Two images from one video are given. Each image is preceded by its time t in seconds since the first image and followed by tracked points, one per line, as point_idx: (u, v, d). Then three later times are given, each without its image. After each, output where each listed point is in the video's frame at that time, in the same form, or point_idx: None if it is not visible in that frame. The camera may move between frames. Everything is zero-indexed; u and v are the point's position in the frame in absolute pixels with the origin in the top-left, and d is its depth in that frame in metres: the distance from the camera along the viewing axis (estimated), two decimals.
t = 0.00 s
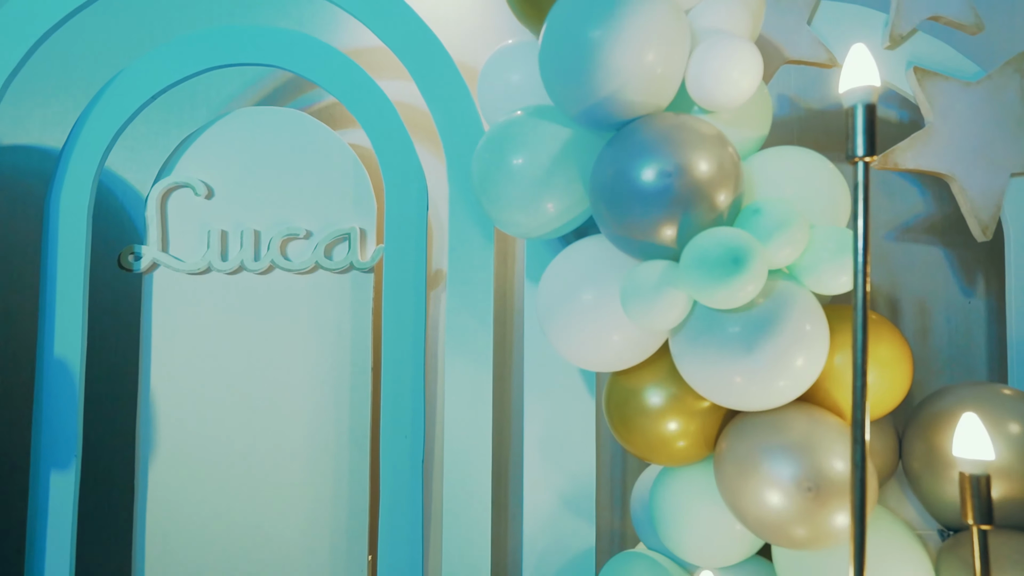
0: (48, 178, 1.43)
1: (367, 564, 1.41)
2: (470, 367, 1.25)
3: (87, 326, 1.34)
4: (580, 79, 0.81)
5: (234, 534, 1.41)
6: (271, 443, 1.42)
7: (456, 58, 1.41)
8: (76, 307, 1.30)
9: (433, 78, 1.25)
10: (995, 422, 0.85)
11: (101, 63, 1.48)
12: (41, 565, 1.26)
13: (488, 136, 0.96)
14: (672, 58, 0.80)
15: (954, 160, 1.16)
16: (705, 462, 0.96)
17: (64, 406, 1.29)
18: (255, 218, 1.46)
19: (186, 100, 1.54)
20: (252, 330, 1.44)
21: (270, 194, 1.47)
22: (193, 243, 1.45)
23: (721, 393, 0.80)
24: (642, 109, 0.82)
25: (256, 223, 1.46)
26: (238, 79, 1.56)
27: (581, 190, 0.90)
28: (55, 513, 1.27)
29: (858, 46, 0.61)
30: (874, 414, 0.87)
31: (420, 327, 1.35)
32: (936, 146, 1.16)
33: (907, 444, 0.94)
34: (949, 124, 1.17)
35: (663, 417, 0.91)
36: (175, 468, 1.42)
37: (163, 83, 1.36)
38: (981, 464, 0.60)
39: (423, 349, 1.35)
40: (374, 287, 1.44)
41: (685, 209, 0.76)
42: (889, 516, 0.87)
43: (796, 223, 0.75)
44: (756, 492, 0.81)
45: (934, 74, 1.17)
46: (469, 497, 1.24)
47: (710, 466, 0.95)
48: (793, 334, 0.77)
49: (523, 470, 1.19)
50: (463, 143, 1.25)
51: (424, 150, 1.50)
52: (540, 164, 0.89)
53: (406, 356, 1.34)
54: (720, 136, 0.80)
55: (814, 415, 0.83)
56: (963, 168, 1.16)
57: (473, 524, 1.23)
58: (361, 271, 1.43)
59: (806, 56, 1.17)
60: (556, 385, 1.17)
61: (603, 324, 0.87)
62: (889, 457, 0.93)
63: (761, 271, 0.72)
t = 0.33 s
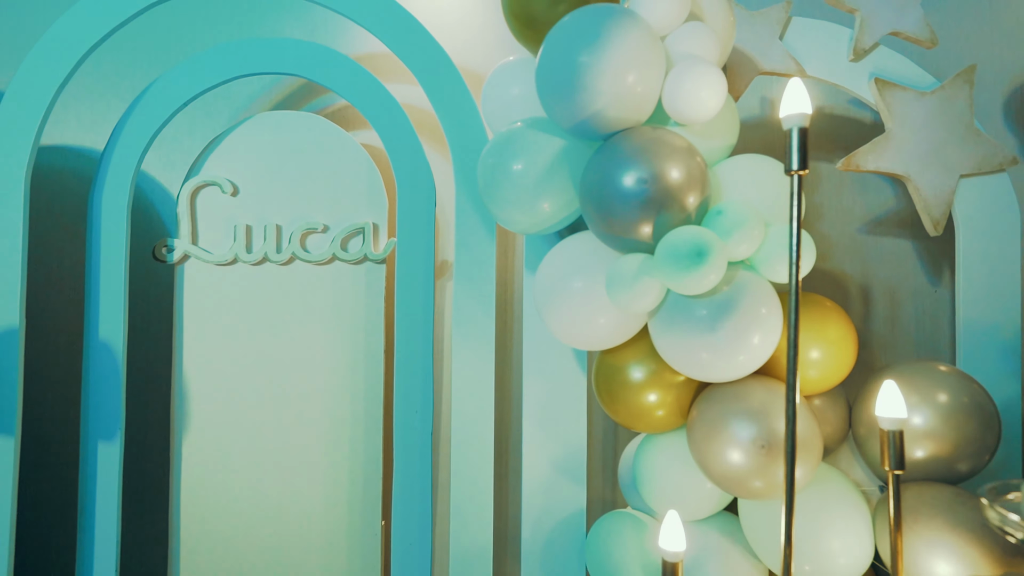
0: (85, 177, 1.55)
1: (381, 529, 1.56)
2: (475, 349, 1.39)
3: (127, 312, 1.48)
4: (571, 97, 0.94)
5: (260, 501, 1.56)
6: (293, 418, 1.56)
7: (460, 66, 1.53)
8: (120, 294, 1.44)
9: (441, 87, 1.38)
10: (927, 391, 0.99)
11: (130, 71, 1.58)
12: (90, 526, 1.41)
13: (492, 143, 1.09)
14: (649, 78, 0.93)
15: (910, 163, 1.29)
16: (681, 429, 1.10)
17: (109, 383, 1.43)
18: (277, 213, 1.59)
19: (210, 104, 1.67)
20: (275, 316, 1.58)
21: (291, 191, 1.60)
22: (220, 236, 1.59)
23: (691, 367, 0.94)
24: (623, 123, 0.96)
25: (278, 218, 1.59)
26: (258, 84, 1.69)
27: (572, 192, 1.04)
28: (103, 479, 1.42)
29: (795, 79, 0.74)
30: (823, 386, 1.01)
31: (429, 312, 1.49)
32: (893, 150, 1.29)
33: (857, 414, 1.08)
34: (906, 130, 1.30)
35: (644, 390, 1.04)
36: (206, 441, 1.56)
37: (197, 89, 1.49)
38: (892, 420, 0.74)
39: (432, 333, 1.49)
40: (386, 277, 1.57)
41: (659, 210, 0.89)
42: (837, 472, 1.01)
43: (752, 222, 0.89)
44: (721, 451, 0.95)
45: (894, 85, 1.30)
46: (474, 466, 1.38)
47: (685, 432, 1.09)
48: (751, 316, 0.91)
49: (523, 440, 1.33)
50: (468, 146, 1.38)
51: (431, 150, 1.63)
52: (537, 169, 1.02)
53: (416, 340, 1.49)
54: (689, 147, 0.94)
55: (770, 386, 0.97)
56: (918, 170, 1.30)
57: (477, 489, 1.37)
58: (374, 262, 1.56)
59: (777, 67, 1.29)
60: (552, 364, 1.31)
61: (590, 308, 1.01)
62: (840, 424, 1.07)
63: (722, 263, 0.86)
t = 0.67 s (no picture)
0: (126, 173, 1.69)
1: (399, 490, 1.73)
2: (484, 329, 1.56)
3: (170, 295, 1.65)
4: (568, 110, 1.09)
5: (290, 466, 1.72)
6: (319, 392, 1.73)
7: (468, 73, 1.69)
8: (164, 281, 1.61)
9: (452, 93, 1.53)
10: (874, 363, 1.15)
11: (166, 77, 1.72)
12: (143, 486, 1.59)
13: (499, 148, 1.25)
14: (635, 95, 1.09)
15: (872, 163, 1.45)
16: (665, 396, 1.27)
17: (156, 360, 1.60)
18: (302, 207, 1.75)
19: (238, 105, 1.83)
20: (302, 301, 1.74)
21: (314, 187, 1.75)
22: (251, 228, 1.74)
23: (670, 342, 1.11)
24: (613, 133, 1.12)
25: (302, 211, 1.75)
26: (281, 86, 1.84)
27: (570, 192, 1.19)
28: (153, 445, 1.59)
29: (752, 104, 0.90)
30: (785, 359, 1.18)
31: (441, 296, 1.66)
32: (857, 151, 1.45)
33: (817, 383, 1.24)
34: (868, 133, 1.45)
35: (632, 362, 1.21)
36: (240, 413, 1.73)
37: (229, 95, 1.64)
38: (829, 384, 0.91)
39: (444, 314, 1.66)
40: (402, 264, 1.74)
41: (642, 209, 1.06)
42: (796, 432, 1.18)
43: (722, 220, 1.05)
44: (696, 414, 1.12)
45: (859, 92, 1.45)
46: (483, 433, 1.55)
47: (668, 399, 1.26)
48: (721, 298, 1.08)
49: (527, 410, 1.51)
50: (476, 147, 1.53)
51: (442, 148, 1.79)
52: (539, 172, 1.18)
53: (430, 321, 1.65)
54: (669, 155, 1.10)
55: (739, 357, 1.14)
56: (879, 169, 1.45)
57: (486, 454, 1.55)
58: (391, 251, 1.73)
59: (754, 76, 1.44)
60: (551, 341, 1.48)
61: (584, 292, 1.17)
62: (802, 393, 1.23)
63: (694, 254, 1.02)
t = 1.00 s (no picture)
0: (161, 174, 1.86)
1: (410, 460, 1.92)
2: (487, 314, 1.73)
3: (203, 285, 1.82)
4: (560, 123, 1.25)
5: (312, 438, 1.91)
6: (338, 371, 1.91)
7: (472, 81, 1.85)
8: (197, 272, 1.77)
9: (458, 101, 1.71)
10: (826, 341, 1.33)
11: (195, 84, 1.88)
12: (182, 455, 1.77)
13: (501, 155, 1.42)
14: (619, 111, 1.26)
15: (835, 165, 1.62)
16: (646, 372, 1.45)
17: (192, 343, 1.78)
18: (320, 203, 1.91)
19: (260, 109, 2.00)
20: (322, 289, 1.91)
21: (332, 185, 1.91)
22: (275, 223, 1.91)
23: (648, 324, 1.28)
24: (600, 143, 1.28)
25: (321, 207, 1.91)
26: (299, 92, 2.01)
27: (563, 193, 1.36)
28: (190, 419, 1.77)
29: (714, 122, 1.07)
30: (749, 340, 1.35)
31: (448, 285, 1.83)
32: (823, 154, 1.62)
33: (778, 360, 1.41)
34: (832, 138, 1.62)
35: (617, 342, 1.39)
36: (266, 390, 1.91)
37: (254, 103, 1.80)
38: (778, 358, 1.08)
39: (451, 301, 1.83)
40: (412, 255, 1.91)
41: (624, 210, 1.23)
42: (759, 403, 1.35)
43: (692, 219, 1.22)
44: (670, 386, 1.30)
45: (825, 101, 1.60)
46: (487, 407, 1.74)
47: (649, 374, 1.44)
48: (691, 286, 1.25)
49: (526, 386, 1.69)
50: (480, 150, 1.70)
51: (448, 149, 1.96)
52: (536, 176, 1.35)
53: (438, 308, 1.83)
54: (648, 162, 1.26)
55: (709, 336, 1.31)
56: (841, 171, 1.62)
57: (490, 425, 1.73)
58: (403, 244, 1.90)
59: (729, 87, 1.61)
60: (548, 325, 1.65)
61: (574, 281, 1.34)
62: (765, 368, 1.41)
63: (668, 249, 1.20)
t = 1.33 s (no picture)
0: (194, 180, 2.04)
1: (420, 441, 2.10)
2: (492, 308, 1.91)
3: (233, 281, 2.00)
4: (558, 140, 1.43)
5: (331, 421, 2.08)
6: (355, 360, 2.08)
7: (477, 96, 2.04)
8: (227, 269, 1.94)
9: (465, 115, 1.89)
10: (792, 332, 1.50)
11: (225, 98, 2.06)
12: (215, 436, 1.95)
13: (505, 166, 1.59)
14: (609, 130, 1.43)
15: (806, 173, 1.79)
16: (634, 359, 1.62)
17: (223, 334, 1.95)
18: (339, 207, 2.08)
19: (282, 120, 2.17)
20: (341, 284, 2.08)
21: (349, 190, 2.08)
22: (297, 225, 2.08)
23: (635, 316, 1.46)
24: (592, 158, 1.46)
25: (340, 210, 2.08)
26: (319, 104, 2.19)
27: (561, 201, 1.54)
28: (223, 402, 1.95)
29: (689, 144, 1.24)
30: (725, 331, 1.52)
31: (456, 281, 2.01)
32: (795, 163, 1.79)
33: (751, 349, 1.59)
34: (804, 149, 1.79)
35: (608, 332, 1.56)
36: (290, 378, 2.08)
37: (281, 115, 1.97)
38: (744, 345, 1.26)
39: (459, 296, 2.01)
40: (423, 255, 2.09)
41: (613, 217, 1.41)
42: (733, 386, 1.53)
43: (672, 225, 1.40)
44: (654, 371, 1.47)
45: (798, 116, 1.77)
46: (491, 392, 1.92)
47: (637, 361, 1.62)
48: (671, 283, 1.43)
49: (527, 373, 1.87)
50: (485, 160, 1.89)
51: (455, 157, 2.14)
52: (535, 185, 1.53)
53: (447, 302, 2.01)
54: (634, 175, 1.44)
55: (689, 327, 1.49)
56: (812, 178, 1.80)
57: (494, 408, 1.92)
58: (415, 244, 2.08)
59: (711, 103, 1.79)
60: (547, 318, 1.82)
61: (570, 278, 1.52)
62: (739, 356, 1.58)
63: (650, 252, 1.38)
